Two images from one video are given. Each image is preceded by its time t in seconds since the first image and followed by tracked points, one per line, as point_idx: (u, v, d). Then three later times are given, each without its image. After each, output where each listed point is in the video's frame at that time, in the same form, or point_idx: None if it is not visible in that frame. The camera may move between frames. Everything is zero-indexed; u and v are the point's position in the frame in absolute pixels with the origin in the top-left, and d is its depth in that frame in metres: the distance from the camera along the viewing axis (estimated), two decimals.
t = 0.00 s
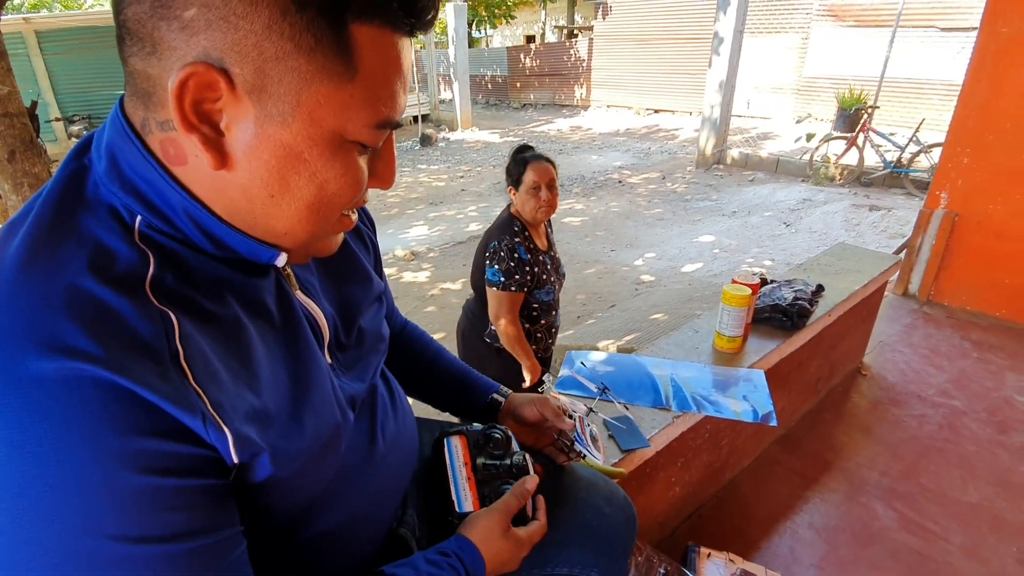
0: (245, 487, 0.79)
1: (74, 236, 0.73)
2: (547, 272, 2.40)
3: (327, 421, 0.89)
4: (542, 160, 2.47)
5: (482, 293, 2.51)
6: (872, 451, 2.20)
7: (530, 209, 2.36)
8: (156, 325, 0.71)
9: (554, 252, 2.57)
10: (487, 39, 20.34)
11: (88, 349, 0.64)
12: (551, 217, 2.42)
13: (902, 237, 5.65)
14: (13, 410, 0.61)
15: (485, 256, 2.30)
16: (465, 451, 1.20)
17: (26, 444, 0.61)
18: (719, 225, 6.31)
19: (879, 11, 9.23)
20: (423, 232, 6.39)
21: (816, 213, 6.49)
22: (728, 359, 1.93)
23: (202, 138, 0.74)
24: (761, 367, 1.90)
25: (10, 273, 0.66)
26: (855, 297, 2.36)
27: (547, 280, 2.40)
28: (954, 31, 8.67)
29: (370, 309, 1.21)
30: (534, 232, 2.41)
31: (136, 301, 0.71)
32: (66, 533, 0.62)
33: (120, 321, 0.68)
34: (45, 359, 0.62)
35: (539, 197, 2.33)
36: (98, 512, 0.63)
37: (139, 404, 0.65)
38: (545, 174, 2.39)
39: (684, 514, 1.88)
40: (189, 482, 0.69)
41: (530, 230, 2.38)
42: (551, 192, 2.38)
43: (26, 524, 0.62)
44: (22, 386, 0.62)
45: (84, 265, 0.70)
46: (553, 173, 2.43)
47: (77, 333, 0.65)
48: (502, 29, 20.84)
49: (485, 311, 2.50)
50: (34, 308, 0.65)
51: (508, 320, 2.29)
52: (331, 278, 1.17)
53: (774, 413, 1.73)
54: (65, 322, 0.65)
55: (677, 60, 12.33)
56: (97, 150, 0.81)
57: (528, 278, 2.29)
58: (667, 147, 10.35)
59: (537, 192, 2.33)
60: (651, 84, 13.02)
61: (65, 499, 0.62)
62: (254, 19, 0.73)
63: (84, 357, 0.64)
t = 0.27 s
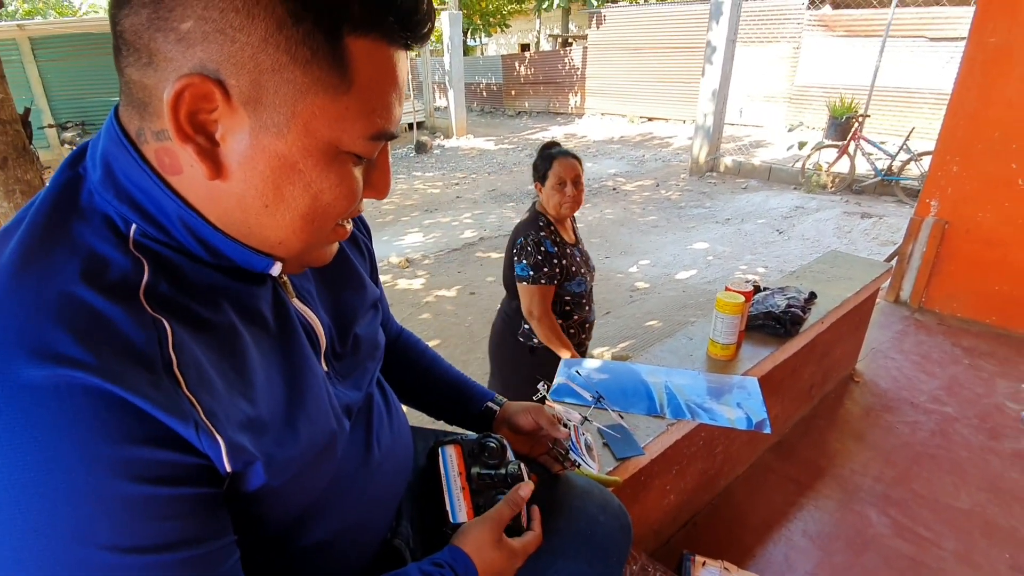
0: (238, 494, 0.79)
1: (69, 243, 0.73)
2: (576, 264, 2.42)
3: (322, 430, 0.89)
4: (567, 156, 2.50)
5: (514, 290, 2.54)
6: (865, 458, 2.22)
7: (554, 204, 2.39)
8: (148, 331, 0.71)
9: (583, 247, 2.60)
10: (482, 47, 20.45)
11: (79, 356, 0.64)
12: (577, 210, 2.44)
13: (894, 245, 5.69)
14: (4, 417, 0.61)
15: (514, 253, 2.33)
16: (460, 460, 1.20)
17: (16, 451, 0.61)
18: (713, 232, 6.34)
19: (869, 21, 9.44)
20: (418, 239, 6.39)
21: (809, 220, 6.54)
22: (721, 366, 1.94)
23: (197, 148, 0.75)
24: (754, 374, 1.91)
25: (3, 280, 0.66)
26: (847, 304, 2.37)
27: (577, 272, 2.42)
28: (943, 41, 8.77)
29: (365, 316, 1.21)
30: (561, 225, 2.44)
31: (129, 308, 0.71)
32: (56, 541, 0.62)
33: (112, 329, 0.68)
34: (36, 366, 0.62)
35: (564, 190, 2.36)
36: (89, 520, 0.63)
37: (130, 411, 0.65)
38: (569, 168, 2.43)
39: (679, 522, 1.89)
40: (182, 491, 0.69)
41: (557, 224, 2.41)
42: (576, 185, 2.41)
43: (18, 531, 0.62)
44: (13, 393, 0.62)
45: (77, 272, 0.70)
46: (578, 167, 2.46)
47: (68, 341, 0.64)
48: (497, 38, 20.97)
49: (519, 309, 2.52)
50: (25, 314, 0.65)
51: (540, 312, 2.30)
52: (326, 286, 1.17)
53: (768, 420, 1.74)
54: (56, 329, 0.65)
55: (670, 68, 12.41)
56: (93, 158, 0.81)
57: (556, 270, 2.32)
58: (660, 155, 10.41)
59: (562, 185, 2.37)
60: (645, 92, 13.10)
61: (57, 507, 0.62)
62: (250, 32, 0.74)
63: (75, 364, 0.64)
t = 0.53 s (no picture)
0: (232, 502, 0.79)
1: (60, 250, 0.73)
2: (599, 256, 2.50)
3: (318, 435, 0.89)
4: (594, 148, 2.53)
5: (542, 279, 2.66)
6: (862, 458, 2.23)
7: (582, 198, 2.45)
8: (141, 338, 0.71)
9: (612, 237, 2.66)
10: (476, 50, 20.49)
11: (69, 365, 0.64)
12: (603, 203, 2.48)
13: (888, 245, 5.72)
14: None
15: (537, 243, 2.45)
16: (458, 466, 1.20)
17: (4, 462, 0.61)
18: (708, 234, 6.36)
19: (861, 23, 9.49)
20: (414, 243, 6.39)
21: (803, 221, 6.56)
22: (718, 368, 1.95)
23: (187, 154, 0.75)
24: (751, 375, 1.92)
25: None
26: (842, 305, 2.39)
27: (599, 262, 2.50)
28: (934, 43, 8.83)
29: (362, 319, 1.21)
30: (587, 217, 2.51)
31: (121, 316, 0.71)
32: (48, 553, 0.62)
33: (104, 337, 0.68)
34: (27, 375, 0.62)
35: (586, 184, 2.42)
36: (81, 531, 0.63)
37: (122, 419, 0.65)
38: (595, 162, 2.46)
39: (677, 524, 1.89)
40: (175, 500, 0.69)
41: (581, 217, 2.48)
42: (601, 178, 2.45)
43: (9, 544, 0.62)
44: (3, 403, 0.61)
45: (68, 280, 0.70)
46: (604, 160, 2.49)
47: (58, 350, 0.64)
48: (491, 41, 21.02)
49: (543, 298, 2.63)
50: (15, 323, 0.64)
51: (559, 301, 2.43)
52: (323, 289, 1.17)
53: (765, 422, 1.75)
54: (46, 338, 0.65)
55: (664, 71, 12.46)
56: (84, 165, 0.81)
57: (575, 261, 2.42)
58: (655, 157, 10.44)
59: (584, 180, 2.43)
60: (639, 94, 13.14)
61: (48, 519, 0.62)
62: (238, 36, 0.74)
63: (66, 372, 0.63)
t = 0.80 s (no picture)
0: (223, 510, 0.79)
1: (45, 257, 0.72)
2: (619, 262, 2.51)
3: (310, 439, 0.89)
4: (621, 154, 2.53)
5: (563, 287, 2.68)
6: (858, 457, 2.23)
7: (608, 204, 2.46)
8: (129, 345, 0.71)
9: (638, 245, 2.66)
10: (471, 52, 20.54)
11: (55, 373, 0.63)
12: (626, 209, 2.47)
13: (882, 244, 5.74)
14: None
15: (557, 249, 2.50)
16: (455, 471, 1.20)
17: None
18: (704, 234, 6.38)
19: (853, 23, 9.54)
20: (410, 245, 6.39)
21: (798, 221, 6.59)
22: (714, 368, 1.95)
23: (170, 158, 0.75)
24: (747, 375, 1.92)
25: None
26: (837, 304, 2.39)
27: (619, 270, 2.50)
28: (925, 43, 8.89)
29: (356, 323, 1.21)
30: (610, 223, 2.52)
31: (109, 323, 0.70)
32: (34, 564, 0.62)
33: (90, 344, 0.68)
34: (11, 383, 0.61)
35: (608, 189, 2.42)
36: (67, 542, 0.62)
37: (110, 427, 0.65)
38: (619, 167, 2.46)
39: (675, 526, 1.89)
40: (164, 508, 0.69)
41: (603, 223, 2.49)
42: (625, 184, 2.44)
43: None
44: None
45: (53, 287, 0.69)
46: (629, 165, 2.48)
47: (42, 358, 0.64)
48: (486, 43, 21.07)
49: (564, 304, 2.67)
50: None
51: (574, 306, 2.42)
52: (315, 292, 1.17)
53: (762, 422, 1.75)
54: (31, 346, 0.64)
55: (658, 72, 12.50)
56: (69, 172, 0.81)
57: (593, 267, 2.43)
58: (650, 158, 10.46)
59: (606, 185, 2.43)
60: (634, 95, 13.18)
61: (33, 530, 0.61)
62: (216, 35, 0.74)
63: (51, 381, 0.63)
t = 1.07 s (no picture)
0: (220, 509, 0.79)
1: (42, 255, 0.72)
2: (646, 272, 2.51)
3: (307, 438, 0.89)
4: (637, 155, 2.52)
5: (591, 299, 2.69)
6: (855, 457, 2.24)
7: (624, 209, 2.45)
8: (126, 343, 0.71)
9: (665, 249, 2.65)
10: (470, 52, 20.55)
11: (52, 371, 0.63)
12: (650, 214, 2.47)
13: (880, 245, 5.76)
14: None
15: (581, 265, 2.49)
16: (453, 471, 1.20)
17: None
18: (702, 235, 6.39)
19: (851, 25, 9.58)
20: (408, 245, 6.39)
21: (796, 222, 6.60)
22: (712, 369, 1.96)
23: (167, 153, 0.75)
24: (745, 376, 1.92)
25: None
26: (835, 305, 2.40)
27: (647, 280, 2.51)
28: (923, 45, 8.92)
29: (352, 322, 1.21)
30: (635, 229, 2.52)
31: (105, 321, 0.70)
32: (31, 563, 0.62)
33: (87, 342, 0.68)
34: (7, 381, 0.61)
35: (632, 196, 2.41)
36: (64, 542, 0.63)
37: (107, 426, 0.65)
38: (640, 171, 2.45)
39: (673, 526, 1.89)
40: (162, 508, 0.69)
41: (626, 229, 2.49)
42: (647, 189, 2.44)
43: None
44: None
45: (49, 285, 0.69)
46: (649, 167, 2.47)
47: (40, 356, 0.64)
48: (484, 44, 21.09)
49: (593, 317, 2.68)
50: None
51: (609, 319, 2.41)
52: (311, 290, 1.17)
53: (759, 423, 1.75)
54: (28, 344, 0.64)
55: (657, 73, 12.52)
56: (65, 171, 0.81)
57: (622, 276, 2.43)
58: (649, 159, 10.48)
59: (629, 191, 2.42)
60: (633, 96, 13.19)
61: (30, 530, 0.61)
62: (209, 29, 0.74)
63: (48, 379, 0.63)
